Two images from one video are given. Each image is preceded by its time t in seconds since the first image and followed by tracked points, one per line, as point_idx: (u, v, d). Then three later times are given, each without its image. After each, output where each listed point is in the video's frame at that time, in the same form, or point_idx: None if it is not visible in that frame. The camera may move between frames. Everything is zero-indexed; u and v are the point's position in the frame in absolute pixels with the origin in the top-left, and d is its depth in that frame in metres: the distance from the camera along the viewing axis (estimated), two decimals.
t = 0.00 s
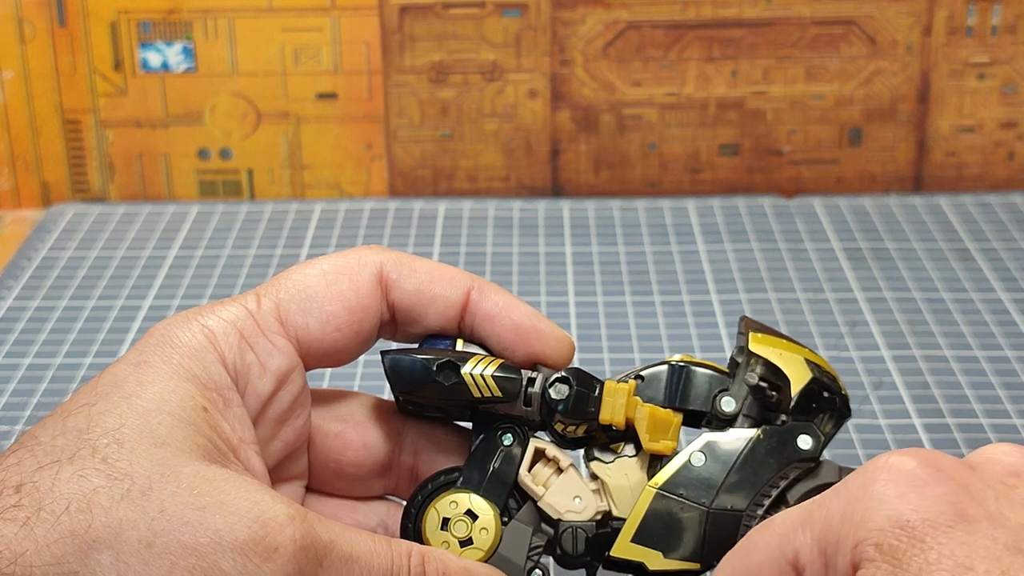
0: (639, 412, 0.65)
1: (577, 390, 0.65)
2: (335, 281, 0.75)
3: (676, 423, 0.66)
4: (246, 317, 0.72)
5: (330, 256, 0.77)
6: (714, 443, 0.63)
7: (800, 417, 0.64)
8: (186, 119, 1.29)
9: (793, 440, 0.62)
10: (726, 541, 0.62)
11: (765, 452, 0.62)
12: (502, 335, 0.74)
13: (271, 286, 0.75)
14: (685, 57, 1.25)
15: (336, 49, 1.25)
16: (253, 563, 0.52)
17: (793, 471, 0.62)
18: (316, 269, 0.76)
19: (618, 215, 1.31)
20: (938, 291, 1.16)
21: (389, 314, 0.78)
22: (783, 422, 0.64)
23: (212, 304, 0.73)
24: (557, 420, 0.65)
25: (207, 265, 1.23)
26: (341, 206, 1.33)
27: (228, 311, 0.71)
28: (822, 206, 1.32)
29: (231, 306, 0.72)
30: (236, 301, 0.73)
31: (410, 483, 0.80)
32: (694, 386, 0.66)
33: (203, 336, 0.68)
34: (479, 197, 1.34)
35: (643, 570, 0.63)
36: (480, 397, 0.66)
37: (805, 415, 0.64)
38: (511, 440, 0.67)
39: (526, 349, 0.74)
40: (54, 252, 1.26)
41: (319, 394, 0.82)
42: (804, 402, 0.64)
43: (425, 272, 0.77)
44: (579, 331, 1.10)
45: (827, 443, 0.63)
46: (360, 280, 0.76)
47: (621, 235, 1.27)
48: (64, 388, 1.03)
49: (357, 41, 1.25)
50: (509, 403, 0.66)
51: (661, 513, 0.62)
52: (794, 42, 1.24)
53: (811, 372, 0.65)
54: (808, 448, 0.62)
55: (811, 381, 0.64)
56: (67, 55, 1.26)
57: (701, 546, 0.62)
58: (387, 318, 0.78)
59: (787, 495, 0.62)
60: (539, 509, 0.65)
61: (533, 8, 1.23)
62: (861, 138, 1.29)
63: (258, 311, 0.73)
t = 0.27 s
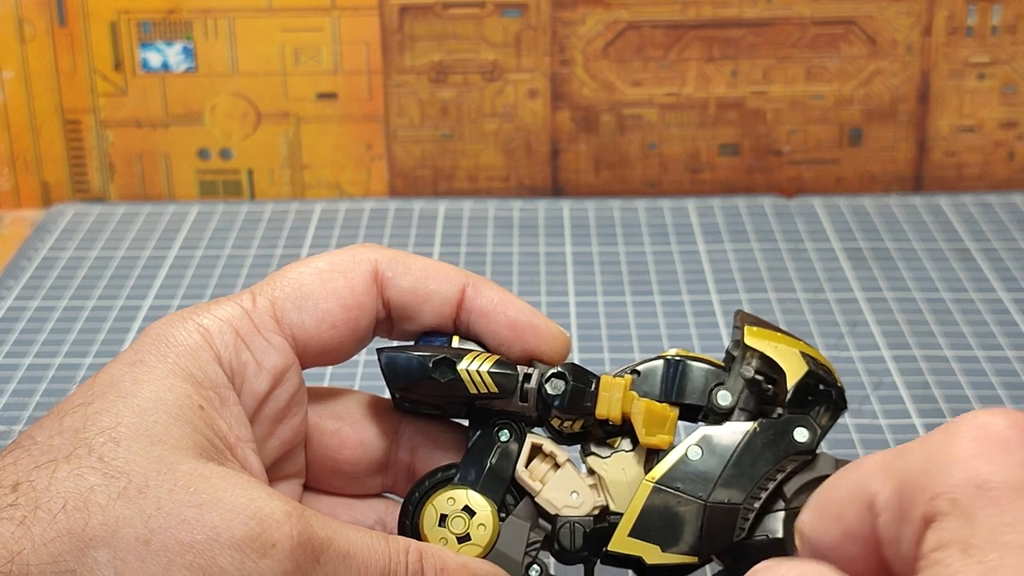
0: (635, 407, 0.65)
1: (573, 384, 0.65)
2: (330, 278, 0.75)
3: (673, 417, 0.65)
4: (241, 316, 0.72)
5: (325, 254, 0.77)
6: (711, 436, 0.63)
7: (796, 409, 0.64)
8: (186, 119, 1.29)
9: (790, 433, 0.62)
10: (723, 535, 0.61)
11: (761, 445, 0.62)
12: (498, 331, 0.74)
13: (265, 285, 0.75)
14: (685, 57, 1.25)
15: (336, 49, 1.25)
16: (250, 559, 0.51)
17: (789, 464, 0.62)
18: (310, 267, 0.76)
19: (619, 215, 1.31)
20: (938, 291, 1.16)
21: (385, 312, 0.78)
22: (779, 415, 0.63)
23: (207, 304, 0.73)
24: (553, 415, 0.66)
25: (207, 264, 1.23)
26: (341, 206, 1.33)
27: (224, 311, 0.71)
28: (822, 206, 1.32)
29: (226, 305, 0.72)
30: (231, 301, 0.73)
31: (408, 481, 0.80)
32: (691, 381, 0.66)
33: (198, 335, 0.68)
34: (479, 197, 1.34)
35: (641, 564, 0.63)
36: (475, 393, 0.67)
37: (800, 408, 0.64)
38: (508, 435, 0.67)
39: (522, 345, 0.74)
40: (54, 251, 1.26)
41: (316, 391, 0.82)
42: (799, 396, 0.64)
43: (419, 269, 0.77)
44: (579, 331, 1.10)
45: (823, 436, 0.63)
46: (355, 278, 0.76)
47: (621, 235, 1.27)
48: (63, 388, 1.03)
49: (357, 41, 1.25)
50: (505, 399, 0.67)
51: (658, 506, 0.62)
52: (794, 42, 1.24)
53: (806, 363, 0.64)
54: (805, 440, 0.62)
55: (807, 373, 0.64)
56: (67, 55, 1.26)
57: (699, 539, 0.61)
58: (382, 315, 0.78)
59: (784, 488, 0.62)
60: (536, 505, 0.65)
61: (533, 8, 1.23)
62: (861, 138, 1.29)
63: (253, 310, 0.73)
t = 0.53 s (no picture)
0: (631, 403, 0.65)
1: (569, 382, 0.65)
2: (326, 277, 0.75)
3: (669, 414, 0.65)
4: (237, 315, 0.72)
5: (320, 253, 0.77)
6: (707, 432, 0.63)
7: (792, 405, 0.64)
8: (186, 119, 1.29)
9: (785, 429, 0.62)
10: (720, 531, 0.61)
11: (757, 441, 0.62)
12: (493, 329, 0.74)
13: (261, 284, 0.75)
14: (685, 57, 1.25)
15: (336, 49, 1.25)
16: (248, 557, 0.51)
17: (785, 460, 0.62)
18: (306, 266, 0.76)
19: (619, 215, 1.31)
20: (938, 291, 1.16)
21: (381, 310, 0.78)
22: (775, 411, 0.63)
23: (203, 303, 0.73)
24: (549, 412, 0.66)
25: (207, 264, 1.23)
26: (341, 206, 1.33)
27: (220, 310, 0.71)
28: (822, 206, 1.32)
29: (223, 305, 0.72)
30: (228, 300, 0.73)
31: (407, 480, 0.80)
32: (687, 376, 0.66)
33: (195, 334, 0.68)
34: (479, 197, 1.34)
35: (638, 561, 0.63)
36: (472, 391, 0.66)
37: (796, 404, 0.64)
38: (504, 433, 0.67)
39: (518, 342, 0.74)
40: (54, 251, 1.26)
41: (313, 390, 0.82)
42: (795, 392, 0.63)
43: (415, 268, 0.77)
44: (579, 331, 1.10)
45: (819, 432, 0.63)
46: (351, 276, 0.76)
47: (621, 235, 1.27)
48: (63, 388, 1.03)
49: (357, 41, 1.24)
50: (501, 397, 0.67)
51: (654, 504, 0.62)
52: (794, 42, 1.24)
53: (800, 359, 0.64)
54: (801, 436, 0.62)
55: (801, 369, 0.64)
56: (66, 55, 1.26)
57: (695, 535, 0.61)
58: (379, 314, 0.78)
59: (780, 483, 0.62)
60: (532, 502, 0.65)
61: (533, 8, 1.23)
62: (861, 138, 1.29)
63: (249, 309, 0.73)
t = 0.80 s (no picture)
0: (629, 403, 0.65)
1: (567, 382, 0.65)
2: (325, 275, 0.75)
3: (667, 413, 0.65)
4: (236, 314, 0.72)
5: (319, 251, 0.77)
6: (706, 431, 0.63)
7: (792, 404, 0.64)
8: (186, 119, 1.29)
9: (786, 429, 0.62)
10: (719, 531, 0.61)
11: (756, 441, 0.62)
12: (492, 325, 0.74)
13: (259, 283, 0.75)
14: (684, 57, 1.25)
15: (336, 49, 1.25)
16: (248, 555, 0.51)
17: (785, 460, 0.62)
18: (305, 264, 0.76)
19: (619, 215, 1.31)
20: (938, 291, 1.16)
21: (380, 308, 0.78)
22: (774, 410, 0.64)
23: (202, 302, 0.73)
24: (547, 412, 0.66)
25: (207, 264, 1.23)
26: (341, 206, 1.33)
27: (218, 309, 0.71)
28: (822, 206, 1.32)
29: (221, 304, 0.72)
30: (226, 299, 0.73)
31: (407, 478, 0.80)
32: (687, 375, 0.66)
33: (193, 334, 0.68)
34: (479, 197, 1.34)
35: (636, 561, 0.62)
36: (470, 390, 0.66)
37: (797, 403, 0.64)
38: (504, 432, 0.67)
39: (517, 339, 0.74)
40: (54, 252, 1.26)
41: (313, 388, 0.81)
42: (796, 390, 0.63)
43: (414, 265, 0.77)
44: (579, 331, 1.10)
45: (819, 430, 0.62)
46: (350, 274, 0.76)
47: (621, 235, 1.27)
48: (63, 388, 1.03)
49: (357, 41, 1.24)
50: (500, 396, 0.67)
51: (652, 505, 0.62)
52: (794, 42, 1.24)
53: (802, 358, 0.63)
54: (801, 436, 0.62)
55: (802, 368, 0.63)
56: (66, 55, 1.26)
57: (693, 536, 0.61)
58: (378, 312, 0.78)
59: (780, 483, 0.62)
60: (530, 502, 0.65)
61: (533, 8, 1.23)
62: (861, 138, 1.29)
63: (248, 308, 0.73)
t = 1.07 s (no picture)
0: (630, 400, 0.65)
1: (569, 379, 0.64)
2: (325, 276, 0.75)
3: (667, 411, 0.65)
4: (237, 314, 0.72)
5: (319, 251, 0.77)
6: (706, 428, 0.63)
7: (791, 401, 0.64)
8: (185, 119, 1.29)
9: (786, 425, 0.62)
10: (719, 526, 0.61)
11: (756, 437, 0.62)
12: (493, 326, 0.74)
13: (260, 283, 0.75)
14: (684, 57, 1.25)
15: (336, 49, 1.25)
16: (248, 555, 0.51)
17: (785, 456, 0.62)
18: (305, 264, 0.76)
19: (619, 215, 1.31)
20: (938, 291, 1.16)
21: (380, 308, 0.78)
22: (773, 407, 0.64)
23: (203, 302, 0.73)
24: (549, 410, 0.65)
25: (207, 264, 1.23)
26: (341, 206, 1.33)
27: (219, 309, 0.71)
28: (822, 206, 1.32)
29: (222, 304, 0.72)
30: (227, 299, 0.73)
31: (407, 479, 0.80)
32: (686, 373, 0.67)
33: (194, 334, 0.68)
34: (479, 197, 1.34)
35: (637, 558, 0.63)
36: (472, 388, 0.66)
37: (796, 400, 0.64)
38: (504, 430, 0.67)
39: (517, 340, 0.74)
40: (54, 251, 1.26)
41: (313, 388, 0.81)
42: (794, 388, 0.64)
43: (414, 265, 0.77)
44: (578, 331, 1.10)
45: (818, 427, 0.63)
46: (350, 274, 0.76)
47: (621, 235, 1.27)
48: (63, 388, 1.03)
49: (357, 41, 1.25)
50: (501, 394, 0.66)
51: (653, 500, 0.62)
52: (794, 42, 1.24)
53: (801, 356, 0.64)
54: (800, 432, 0.62)
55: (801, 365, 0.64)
56: (66, 55, 1.26)
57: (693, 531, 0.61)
58: (378, 312, 0.78)
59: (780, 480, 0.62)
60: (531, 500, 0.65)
61: (533, 8, 1.23)
62: (861, 138, 1.29)
63: (248, 308, 0.73)
